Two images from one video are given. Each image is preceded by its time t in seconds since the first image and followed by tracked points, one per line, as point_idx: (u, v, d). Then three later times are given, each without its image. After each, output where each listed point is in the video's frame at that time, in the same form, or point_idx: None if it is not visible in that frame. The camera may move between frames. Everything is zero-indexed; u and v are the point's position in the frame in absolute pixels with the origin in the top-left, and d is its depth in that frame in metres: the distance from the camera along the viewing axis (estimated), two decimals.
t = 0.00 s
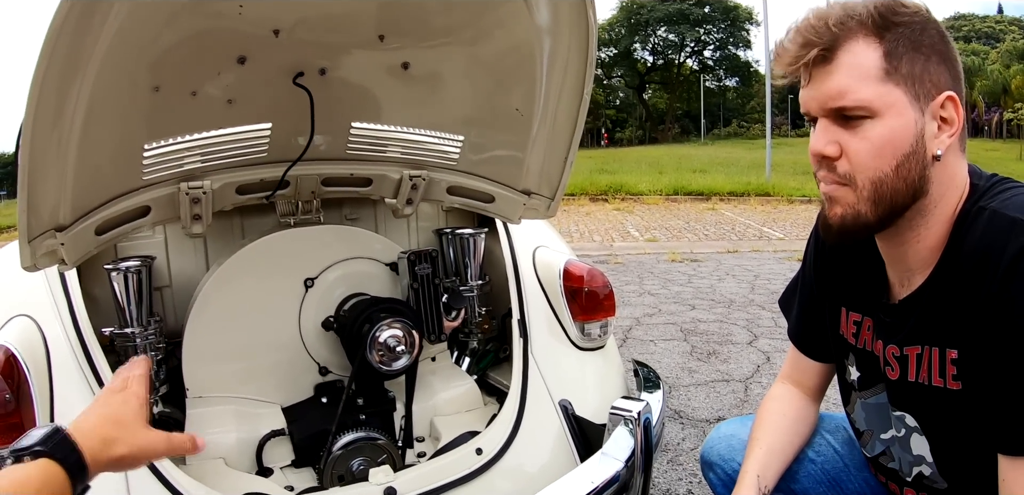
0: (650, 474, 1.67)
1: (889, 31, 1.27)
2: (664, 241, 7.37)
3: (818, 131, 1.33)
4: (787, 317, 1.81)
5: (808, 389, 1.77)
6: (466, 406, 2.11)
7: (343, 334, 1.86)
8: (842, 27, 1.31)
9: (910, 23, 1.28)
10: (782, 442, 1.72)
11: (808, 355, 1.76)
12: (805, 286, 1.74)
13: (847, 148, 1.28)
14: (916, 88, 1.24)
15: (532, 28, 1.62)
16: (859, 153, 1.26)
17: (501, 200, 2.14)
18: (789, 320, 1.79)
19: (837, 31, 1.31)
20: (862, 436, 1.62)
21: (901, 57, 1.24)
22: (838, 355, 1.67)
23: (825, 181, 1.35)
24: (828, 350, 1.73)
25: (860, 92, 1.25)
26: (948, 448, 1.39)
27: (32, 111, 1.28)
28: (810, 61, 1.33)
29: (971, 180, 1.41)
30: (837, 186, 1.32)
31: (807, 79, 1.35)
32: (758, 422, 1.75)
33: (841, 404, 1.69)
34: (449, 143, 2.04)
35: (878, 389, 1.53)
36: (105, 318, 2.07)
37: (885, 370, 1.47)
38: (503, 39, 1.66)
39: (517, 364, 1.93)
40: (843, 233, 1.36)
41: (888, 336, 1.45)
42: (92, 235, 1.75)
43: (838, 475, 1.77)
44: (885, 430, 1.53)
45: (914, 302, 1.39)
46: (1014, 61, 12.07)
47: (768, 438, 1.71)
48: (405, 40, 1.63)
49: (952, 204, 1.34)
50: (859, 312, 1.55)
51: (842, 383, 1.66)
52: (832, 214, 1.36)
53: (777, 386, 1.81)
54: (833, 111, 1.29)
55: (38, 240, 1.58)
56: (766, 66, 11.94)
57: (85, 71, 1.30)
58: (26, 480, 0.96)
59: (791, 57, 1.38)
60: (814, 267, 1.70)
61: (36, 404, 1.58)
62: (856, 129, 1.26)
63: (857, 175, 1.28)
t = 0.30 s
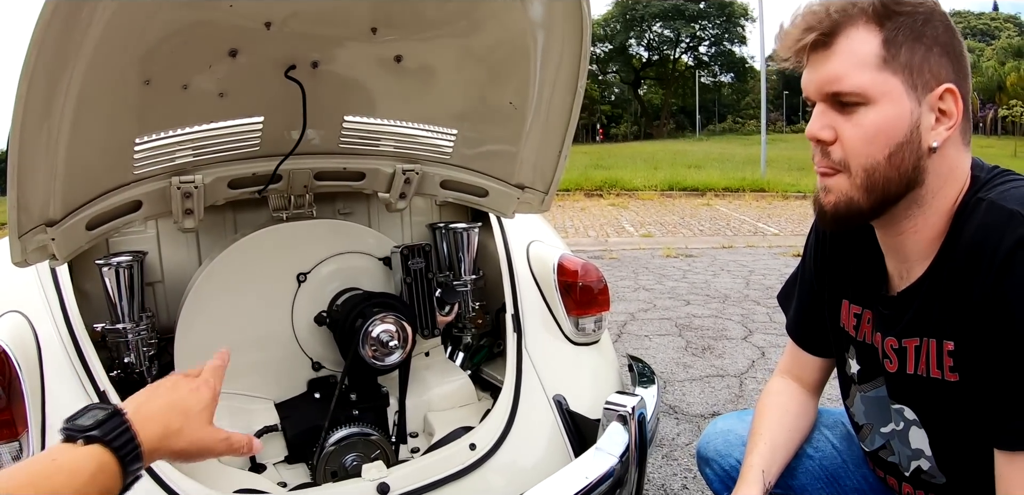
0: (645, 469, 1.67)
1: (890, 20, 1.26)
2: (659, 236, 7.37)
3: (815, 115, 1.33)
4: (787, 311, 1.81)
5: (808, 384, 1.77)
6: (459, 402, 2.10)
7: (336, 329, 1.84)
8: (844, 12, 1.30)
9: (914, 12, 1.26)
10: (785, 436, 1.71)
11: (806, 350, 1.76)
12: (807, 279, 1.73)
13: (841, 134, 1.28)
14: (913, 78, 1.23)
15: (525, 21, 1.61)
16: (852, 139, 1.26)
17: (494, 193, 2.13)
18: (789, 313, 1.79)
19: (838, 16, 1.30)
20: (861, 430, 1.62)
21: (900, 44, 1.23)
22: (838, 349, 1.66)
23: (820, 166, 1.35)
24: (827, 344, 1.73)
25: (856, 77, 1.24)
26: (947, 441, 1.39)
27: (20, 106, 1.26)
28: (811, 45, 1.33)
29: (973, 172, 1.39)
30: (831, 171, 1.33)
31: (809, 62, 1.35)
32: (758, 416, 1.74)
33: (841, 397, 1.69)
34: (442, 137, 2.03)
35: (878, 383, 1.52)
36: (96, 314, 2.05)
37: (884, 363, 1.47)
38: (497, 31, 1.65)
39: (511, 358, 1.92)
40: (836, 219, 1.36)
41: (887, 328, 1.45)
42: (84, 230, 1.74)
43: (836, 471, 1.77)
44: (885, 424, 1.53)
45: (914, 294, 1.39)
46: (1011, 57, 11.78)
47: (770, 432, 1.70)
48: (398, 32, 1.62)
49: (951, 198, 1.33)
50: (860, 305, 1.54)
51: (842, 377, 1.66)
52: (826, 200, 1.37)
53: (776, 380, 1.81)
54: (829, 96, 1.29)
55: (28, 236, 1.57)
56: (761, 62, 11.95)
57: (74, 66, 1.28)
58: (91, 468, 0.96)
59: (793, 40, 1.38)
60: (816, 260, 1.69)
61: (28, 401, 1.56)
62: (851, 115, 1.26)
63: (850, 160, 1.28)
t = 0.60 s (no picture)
0: (640, 466, 1.69)
1: (884, 24, 1.27)
2: (654, 235, 7.40)
3: (809, 118, 1.34)
4: (784, 311, 1.82)
5: (804, 382, 1.78)
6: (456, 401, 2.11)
7: (333, 329, 1.85)
8: (838, 16, 1.31)
9: (909, 16, 1.27)
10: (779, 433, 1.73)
11: (804, 349, 1.77)
12: (804, 279, 1.75)
13: (834, 136, 1.29)
14: (907, 81, 1.24)
15: (521, 21, 1.62)
16: (846, 142, 1.27)
17: (490, 193, 2.14)
18: (787, 312, 1.80)
19: (832, 20, 1.31)
20: (855, 428, 1.63)
21: (894, 48, 1.24)
22: (834, 348, 1.68)
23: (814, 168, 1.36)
24: (825, 344, 1.75)
25: (850, 81, 1.25)
26: (939, 440, 1.40)
27: (18, 108, 1.27)
28: (806, 48, 1.34)
29: (967, 174, 1.39)
30: (825, 173, 1.34)
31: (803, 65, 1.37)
32: (754, 414, 1.76)
33: (836, 395, 1.71)
34: (438, 137, 2.03)
35: (872, 381, 1.54)
36: (94, 314, 2.05)
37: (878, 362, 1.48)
38: (492, 31, 1.66)
39: (506, 357, 1.93)
40: (830, 221, 1.37)
41: (881, 327, 1.46)
42: (80, 230, 1.74)
43: (832, 468, 1.78)
44: (878, 422, 1.54)
45: (905, 296, 1.40)
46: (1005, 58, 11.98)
47: (766, 429, 1.71)
48: (394, 33, 1.63)
49: (944, 200, 1.34)
50: (856, 304, 1.56)
51: (837, 376, 1.68)
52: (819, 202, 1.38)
53: (772, 377, 1.82)
54: (824, 99, 1.30)
55: (25, 236, 1.57)
56: (757, 61, 11.99)
57: (71, 67, 1.29)
58: (44, 452, 0.82)
59: (788, 43, 1.39)
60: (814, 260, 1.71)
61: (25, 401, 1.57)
62: (845, 118, 1.27)
63: (844, 163, 1.29)
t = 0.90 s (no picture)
0: (637, 465, 1.68)
1: (875, 27, 1.26)
2: (651, 234, 7.40)
3: (803, 124, 1.34)
4: (783, 310, 1.82)
5: (803, 381, 1.78)
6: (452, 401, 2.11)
7: (328, 329, 1.85)
8: (829, 20, 1.31)
9: (900, 18, 1.27)
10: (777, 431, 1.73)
11: (803, 348, 1.77)
12: (800, 277, 1.75)
13: (829, 141, 1.29)
14: (900, 84, 1.23)
15: (515, 19, 1.61)
16: (842, 146, 1.27)
17: (485, 192, 2.13)
18: (785, 312, 1.80)
19: (822, 25, 1.31)
20: (853, 426, 1.63)
21: (886, 51, 1.24)
22: (833, 344, 1.67)
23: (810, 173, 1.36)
24: (823, 342, 1.74)
25: (843, 86, 1.25)
26: (935, 438, 1.40)
27: (10, 107, 1.25)
28: (796, 54, 1.34)
29: (963, 172, 1.39)
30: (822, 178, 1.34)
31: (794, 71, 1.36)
32: (750, 410, 1.76)
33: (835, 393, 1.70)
34: (433, 136, 2.03)
35: (868, 379, 1.54)
36: (87, 315, 2.04)
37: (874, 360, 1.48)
38: (487, 30, 1.65)
39: (502, 356, 1.93)
40: (827, 225, 1.37)
41: (877, 325, 1.46)
42: (73, 230, 1.73)
43: (830, 467, 1.78)
44: (875, 420, 1.54)
45: (900, 294, 1.40)
46: (1000, 55, 11.85)
47: (762, 426, 1.72)
48: (388, 31, 1.62)
49: (941, 200, 1.34)
50: (852, 301, 1.56)
51: (835, 374, 1.68)
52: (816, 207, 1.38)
53: (771, 375, 1.82)
54: (817, 105, 1.30)
55: (18, 237, 1.55)
56: (751, 60, 11.99)
57: (63, 66, 1.28)
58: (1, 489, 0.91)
59: (778, 49, 1.38)
60: (810, 259, 1.71)
61: (19, 403, 1.55)
62: (839, 123, 1.27)
63: (840, 167, 1.29)
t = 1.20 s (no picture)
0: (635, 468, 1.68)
1: (885, 14, 1.24)
2: (648, 234, 7.40)
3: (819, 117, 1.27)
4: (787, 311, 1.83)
5: (803, 378, 1.77)
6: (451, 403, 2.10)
7: (325, 332, 1.84)
8: (837, 10, 1.27)
9: (905, 7, 1.26)
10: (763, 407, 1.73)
11: (803, 348, 1.77)
12: (802, 278, 1.75)
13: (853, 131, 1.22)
14: (915, 70, 1.21)
15: (514, 19, 1.61)
16: (867, 134, 1.21)
17: (483, 194, 2.13)
18: (790, 314, 1.80)
19: (833, 14, 1.26)
20: (853, 428, 1.64)
21: (899, 38, 1.22)
22: (833, 347, 1.67)
23: (826, 168, 1.29)
24: (823, 344, 1.74)
25: (864, 73, 1.21)
26: (937, 442, 1.39)
27: (4, 108, 1.24)
28: (806, 46, 1.28)
29: (966, 171, 1.37)
30: (843, 171, 1.27)
31: (802, 65, 1.30)
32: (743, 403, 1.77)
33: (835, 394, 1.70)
34: (430, 138, 2.02)
35: (872, 381, 1.53)
36: (83, 318, 2.03)
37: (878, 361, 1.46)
38: (485, 31, 1.65)
39: (500, 357, 1.92)
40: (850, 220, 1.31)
41: (882, 325, 1.45)
42: (69, 232, 1.72)
43: (829, 469, 1.78)
44: (877, 422, 1.54)
45: (909, 294, 1.38)
46: (996, 56, 11.78)
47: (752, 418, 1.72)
48: (386, 32, 1.61)
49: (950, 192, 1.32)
50: (854, 303, 1.55)
51: (835, 377, 1.68)
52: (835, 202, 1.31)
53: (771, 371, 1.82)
54: (836, 94, 1.24)
55: (13, 239, 1.54)
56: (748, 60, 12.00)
57: (58, 67, 1.26)
58: None
59: (783, 43, 1.33)
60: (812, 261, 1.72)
61: (15, 407, 1.53)
62: (861, 111, 1.22)
63: (865, 157, 1.23)
